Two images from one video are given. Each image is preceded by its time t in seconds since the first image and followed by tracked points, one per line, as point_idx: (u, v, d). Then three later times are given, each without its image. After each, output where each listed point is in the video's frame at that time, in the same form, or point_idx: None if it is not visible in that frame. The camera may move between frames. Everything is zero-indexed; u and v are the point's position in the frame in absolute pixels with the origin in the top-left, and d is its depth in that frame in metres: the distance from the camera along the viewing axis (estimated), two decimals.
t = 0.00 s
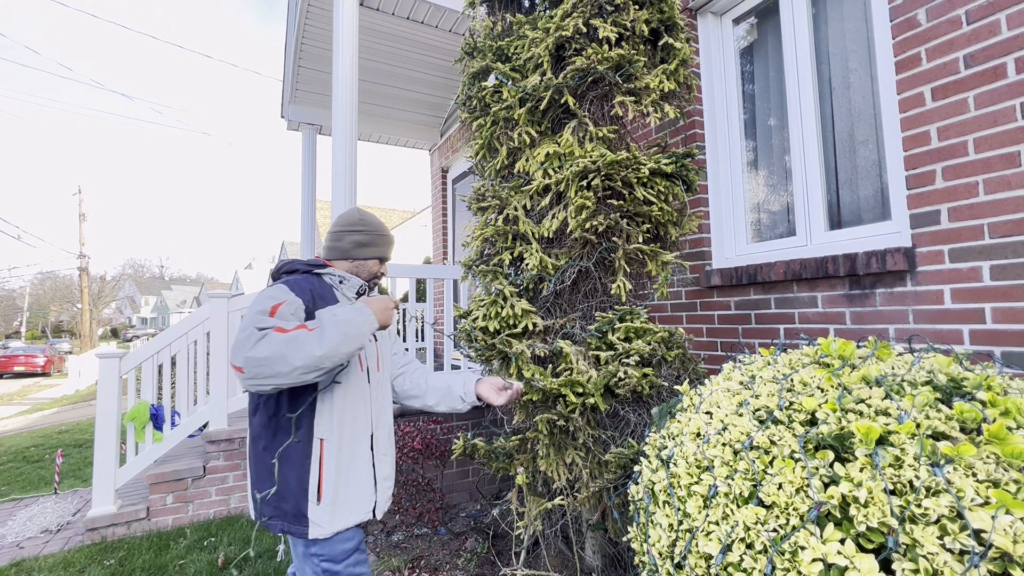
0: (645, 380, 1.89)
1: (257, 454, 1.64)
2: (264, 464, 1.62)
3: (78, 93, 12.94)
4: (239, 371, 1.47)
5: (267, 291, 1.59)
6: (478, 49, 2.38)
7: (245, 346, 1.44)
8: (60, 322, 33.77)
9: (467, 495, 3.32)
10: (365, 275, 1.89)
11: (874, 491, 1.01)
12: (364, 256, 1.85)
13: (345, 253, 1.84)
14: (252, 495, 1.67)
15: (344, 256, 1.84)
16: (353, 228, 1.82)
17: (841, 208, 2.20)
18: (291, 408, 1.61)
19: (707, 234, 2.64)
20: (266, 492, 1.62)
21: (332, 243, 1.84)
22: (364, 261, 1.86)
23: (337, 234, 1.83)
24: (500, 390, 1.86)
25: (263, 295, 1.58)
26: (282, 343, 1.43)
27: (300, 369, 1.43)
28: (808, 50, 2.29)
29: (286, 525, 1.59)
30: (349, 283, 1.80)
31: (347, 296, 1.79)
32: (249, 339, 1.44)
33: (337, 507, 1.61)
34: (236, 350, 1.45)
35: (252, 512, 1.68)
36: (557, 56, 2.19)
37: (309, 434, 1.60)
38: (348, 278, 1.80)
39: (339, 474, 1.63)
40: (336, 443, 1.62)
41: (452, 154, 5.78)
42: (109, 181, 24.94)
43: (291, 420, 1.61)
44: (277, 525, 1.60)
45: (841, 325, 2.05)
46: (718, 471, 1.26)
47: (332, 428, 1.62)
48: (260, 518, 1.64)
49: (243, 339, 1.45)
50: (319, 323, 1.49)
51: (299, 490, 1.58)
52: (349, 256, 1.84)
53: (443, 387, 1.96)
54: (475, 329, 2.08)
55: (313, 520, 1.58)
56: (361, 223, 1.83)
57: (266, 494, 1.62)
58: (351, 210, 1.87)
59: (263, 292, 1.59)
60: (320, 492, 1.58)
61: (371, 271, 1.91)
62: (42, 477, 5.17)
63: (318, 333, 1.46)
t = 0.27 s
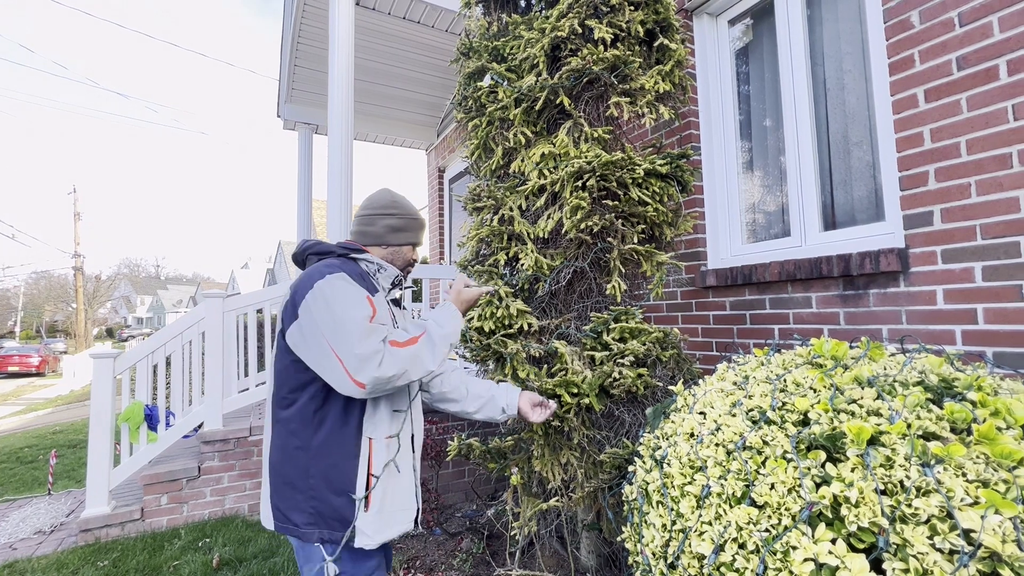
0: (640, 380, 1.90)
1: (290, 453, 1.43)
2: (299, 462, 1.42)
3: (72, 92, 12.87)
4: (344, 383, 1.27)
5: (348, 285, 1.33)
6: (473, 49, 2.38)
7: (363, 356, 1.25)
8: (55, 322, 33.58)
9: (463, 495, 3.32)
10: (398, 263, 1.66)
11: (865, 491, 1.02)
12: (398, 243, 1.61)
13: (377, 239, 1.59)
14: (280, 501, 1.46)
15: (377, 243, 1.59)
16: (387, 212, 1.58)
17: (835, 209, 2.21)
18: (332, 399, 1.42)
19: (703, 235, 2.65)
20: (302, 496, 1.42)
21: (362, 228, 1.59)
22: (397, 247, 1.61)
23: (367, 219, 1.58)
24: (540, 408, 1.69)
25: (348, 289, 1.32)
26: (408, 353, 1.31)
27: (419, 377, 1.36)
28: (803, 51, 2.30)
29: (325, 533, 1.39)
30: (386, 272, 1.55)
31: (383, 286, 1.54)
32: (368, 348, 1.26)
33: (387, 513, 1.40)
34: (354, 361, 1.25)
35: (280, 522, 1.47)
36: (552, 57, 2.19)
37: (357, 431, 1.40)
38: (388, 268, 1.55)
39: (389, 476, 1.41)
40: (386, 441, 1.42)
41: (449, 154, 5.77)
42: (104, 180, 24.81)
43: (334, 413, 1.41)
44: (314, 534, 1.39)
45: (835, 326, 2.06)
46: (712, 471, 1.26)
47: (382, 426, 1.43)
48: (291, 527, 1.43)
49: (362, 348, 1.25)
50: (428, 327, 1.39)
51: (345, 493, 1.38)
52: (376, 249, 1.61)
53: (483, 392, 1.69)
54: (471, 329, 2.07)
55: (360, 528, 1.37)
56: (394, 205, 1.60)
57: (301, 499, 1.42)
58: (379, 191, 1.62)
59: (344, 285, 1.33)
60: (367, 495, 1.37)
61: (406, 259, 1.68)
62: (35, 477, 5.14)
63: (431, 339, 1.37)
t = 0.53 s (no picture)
0: (632, 381, 1.91)
1: (304, 450, 1.40)
2: (313, 459, 1.39)
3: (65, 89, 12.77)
4: (368, 375, 1.26)
5: (373, 277, 1.33)
6: (468, 49, 2.38)
7: (388, 349, 1.25)
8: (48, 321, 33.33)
9: (457, 495, 3.32)
10: (416, 254, 1.66)
11: (852, 490, 1.03)
12: (415, 233, 1.61)
13: (394, 231, 1.58)
14: (287, 500, 1.42)
15: (393, 234, 1.59)
16: (403, 202, 1.58)
17: (828, 210, 2.22)
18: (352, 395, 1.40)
19: (696, 235, 2.66)
20: (312, 496, 1.38)
21: (378, 219, 1.58)
22: (414, 238, 1.61)
23: (383, 209, 1.57)
24: (547, 429, 1.73)
25: (372, 281, 1.33)
26: (432, 347, 1.31)
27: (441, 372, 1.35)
28: (796, 52, 2.31)
29: (334, 535, 1.35)
30: (407, 265, 1.54)
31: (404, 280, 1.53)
32: (395, 341, 1.26)
33: (400, 514, 1.38)
34: (380, 353, 1.24)
35: (285, 523, 1.42)
36: (546, 57, 2.19)
37: (375, 428, 1.39)
38: (406, 260, 1.55)
39: (405, 475, 1.40)
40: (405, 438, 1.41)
41: (444, 154, 5.76)
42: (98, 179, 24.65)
43: (353, 411, 1.39)
44: (322, 537, 1.35)
45: (827, 326, 2.08)
46: (702, 470, 1.27)
47: (400, 423, 1.42)
48: (298, 529, 1.38)
49: (388, 340, 1.25)
50: (450, 323, 1.40)
51: (360, 491, 1.35)
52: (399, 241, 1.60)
53: (502, 402, 1.70)
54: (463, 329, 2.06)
55: (373, 528, 1.35)
56: (410, 195, 1.59)
57: (311, 499, 1.38)
58: (395, 182, 1.61)
59: (369, 277, 1.33)
60: (384, 493, 1.36)
61: (422, 251, 1.67)
62: (27, 478, 5.11)
63: (453, 334, 1.38)
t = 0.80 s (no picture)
0: (626, 380, 1.92)
1: (329, 440, 1.40)
2: (340, 447, 1.39)
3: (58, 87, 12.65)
4: (419, 351, 1.27)
5: (404, 264, 1.38)
6: (463, 49, 2.38)
7: (435, 321, 1.27)
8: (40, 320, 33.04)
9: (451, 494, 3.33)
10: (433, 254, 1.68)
11: (841, 488, 1.04)
12: (432, 234, 1.62)
13: (412, 232, 1.60)
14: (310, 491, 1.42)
15: (410, 236, 1.60)
16: (419, 204, 1.59)
17: (821, 211, 2.23)
18: (378, 384, 1.41)
19: (691, 235, 2.67)
20: (339, 486, 1.38)
21: (395, 221, 1.59)
22: (431, 239, 1.63)
23: (400, 211, 1.59)
24: (558, 441, 1.74)
25: (408, 269, 1.37)
26: (477, 319, 1.31)
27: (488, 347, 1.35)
28: (790, 54, 2.32)
29: (361, 525, 1.34)
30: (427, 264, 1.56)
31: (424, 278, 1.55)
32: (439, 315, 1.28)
33: (424, 505, 1.38)
34: (428, 327, 1.26)
35: (309, 514, 1.41)
36: (541, 57, 2.20)
37: (402, 417, 1.40)
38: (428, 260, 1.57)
39: (429, 465, 1.42)
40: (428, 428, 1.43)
41: (440, 154, 5.76)
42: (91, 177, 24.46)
43: (379, 401, 1.40)
44: (349, 527, 1.35)
45: (819, 326, 2.09)
46: (694, 469, 1.28)
47: (423, 413, 1.44)
48: (323, 520, 1.37)
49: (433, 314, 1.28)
50: (489, 299, 1.40)
51: (387, 480, 1.36)
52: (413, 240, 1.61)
53: (517, 410, 1.70)
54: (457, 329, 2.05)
55: (400, 518, 1.35)
56: (426, 197, 1.60)
57: (337, 488, 1.38)
58: (410, 184, 1.63)
59: (403, 264, 1.38)
60: (410, 482, 1.37)
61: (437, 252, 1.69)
62: (17, 478, 5.07)
63: (494, 309, 1.37)
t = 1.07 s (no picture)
0: (620, 379, 1.93)
1: (359, 426, 1.44)
2: (368, 435, 1.44)
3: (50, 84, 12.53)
4: (458, 327, 1.35)
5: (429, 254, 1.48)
6: (459, 49, 2.38)
7: (467, 296, 1.36)
8: (31, 319, 32.72)
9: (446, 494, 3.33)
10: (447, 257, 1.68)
11: (832, 487, 1.05)
12: (446, 237, 1.62)
13: (426, 235, 1.60)
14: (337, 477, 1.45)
15: (425, 238, 1.61)
16: (434, 207, 1.59)
17: (814, 212, 2.25)
18: (406, 373, 1.46)
19: (685, 236, 2.68)
20: (367, 471, 1.42)
21: (411, 223, 1.61)
22: (446, 242, 1.63)
23: (415, 214, 1.60)
24: (576, 422, 1.73)
25: (433, 257, 1.47)
26: (508, 293, 1.39)
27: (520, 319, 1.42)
28: (783, 56, 2.34)
29: (389, 509, 1.38)
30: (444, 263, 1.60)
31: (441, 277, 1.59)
32: (470, 291, 1.37)
33: (450, 492, 1.42)
34: (465, 303, 1.35)
35: (336, 500, 1.44)
36: (536, 58, 2.20)
37: (427, 405, 1.44)
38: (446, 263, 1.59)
39: (454, 452, 1.45)
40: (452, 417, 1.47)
41: (436, 154, 5.75)
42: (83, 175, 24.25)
43: (407, 389, 1.45)
44: (377, 510, 1.39)
45: (812, 326, 2.11)
46: (688, 468, 1.29)
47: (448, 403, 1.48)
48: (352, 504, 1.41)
49: (464, 291, 1.37)
50: (512, 275, 1.48)
51: (414, 466, 1.40)
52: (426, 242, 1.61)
53: (527, 403, 1.70)
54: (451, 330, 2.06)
55: (426, 503, 1.39)
56: (442, 201, 1.61)
57: (366, 474, 1.42)
58: (425, 187, 1.63)
59: (426, 253, 1.48)
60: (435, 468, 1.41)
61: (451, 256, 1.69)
62: (8, 478, 5.02)
63: (519, 284, 1.45)
